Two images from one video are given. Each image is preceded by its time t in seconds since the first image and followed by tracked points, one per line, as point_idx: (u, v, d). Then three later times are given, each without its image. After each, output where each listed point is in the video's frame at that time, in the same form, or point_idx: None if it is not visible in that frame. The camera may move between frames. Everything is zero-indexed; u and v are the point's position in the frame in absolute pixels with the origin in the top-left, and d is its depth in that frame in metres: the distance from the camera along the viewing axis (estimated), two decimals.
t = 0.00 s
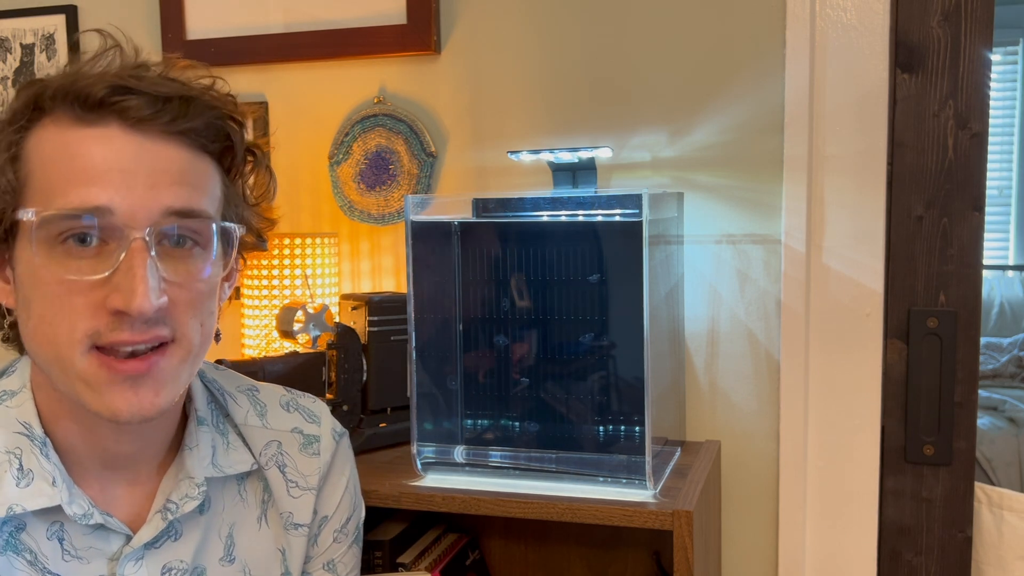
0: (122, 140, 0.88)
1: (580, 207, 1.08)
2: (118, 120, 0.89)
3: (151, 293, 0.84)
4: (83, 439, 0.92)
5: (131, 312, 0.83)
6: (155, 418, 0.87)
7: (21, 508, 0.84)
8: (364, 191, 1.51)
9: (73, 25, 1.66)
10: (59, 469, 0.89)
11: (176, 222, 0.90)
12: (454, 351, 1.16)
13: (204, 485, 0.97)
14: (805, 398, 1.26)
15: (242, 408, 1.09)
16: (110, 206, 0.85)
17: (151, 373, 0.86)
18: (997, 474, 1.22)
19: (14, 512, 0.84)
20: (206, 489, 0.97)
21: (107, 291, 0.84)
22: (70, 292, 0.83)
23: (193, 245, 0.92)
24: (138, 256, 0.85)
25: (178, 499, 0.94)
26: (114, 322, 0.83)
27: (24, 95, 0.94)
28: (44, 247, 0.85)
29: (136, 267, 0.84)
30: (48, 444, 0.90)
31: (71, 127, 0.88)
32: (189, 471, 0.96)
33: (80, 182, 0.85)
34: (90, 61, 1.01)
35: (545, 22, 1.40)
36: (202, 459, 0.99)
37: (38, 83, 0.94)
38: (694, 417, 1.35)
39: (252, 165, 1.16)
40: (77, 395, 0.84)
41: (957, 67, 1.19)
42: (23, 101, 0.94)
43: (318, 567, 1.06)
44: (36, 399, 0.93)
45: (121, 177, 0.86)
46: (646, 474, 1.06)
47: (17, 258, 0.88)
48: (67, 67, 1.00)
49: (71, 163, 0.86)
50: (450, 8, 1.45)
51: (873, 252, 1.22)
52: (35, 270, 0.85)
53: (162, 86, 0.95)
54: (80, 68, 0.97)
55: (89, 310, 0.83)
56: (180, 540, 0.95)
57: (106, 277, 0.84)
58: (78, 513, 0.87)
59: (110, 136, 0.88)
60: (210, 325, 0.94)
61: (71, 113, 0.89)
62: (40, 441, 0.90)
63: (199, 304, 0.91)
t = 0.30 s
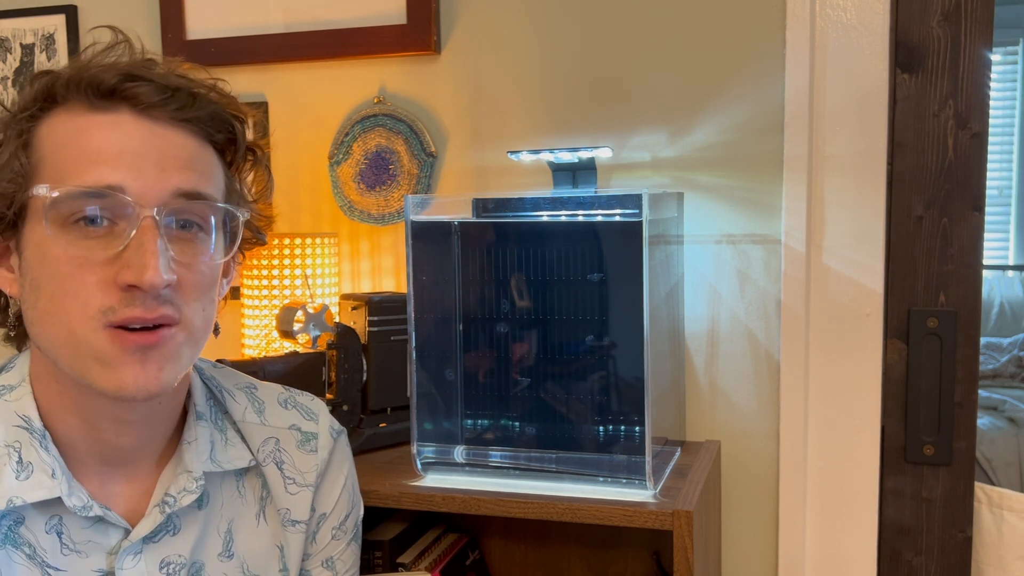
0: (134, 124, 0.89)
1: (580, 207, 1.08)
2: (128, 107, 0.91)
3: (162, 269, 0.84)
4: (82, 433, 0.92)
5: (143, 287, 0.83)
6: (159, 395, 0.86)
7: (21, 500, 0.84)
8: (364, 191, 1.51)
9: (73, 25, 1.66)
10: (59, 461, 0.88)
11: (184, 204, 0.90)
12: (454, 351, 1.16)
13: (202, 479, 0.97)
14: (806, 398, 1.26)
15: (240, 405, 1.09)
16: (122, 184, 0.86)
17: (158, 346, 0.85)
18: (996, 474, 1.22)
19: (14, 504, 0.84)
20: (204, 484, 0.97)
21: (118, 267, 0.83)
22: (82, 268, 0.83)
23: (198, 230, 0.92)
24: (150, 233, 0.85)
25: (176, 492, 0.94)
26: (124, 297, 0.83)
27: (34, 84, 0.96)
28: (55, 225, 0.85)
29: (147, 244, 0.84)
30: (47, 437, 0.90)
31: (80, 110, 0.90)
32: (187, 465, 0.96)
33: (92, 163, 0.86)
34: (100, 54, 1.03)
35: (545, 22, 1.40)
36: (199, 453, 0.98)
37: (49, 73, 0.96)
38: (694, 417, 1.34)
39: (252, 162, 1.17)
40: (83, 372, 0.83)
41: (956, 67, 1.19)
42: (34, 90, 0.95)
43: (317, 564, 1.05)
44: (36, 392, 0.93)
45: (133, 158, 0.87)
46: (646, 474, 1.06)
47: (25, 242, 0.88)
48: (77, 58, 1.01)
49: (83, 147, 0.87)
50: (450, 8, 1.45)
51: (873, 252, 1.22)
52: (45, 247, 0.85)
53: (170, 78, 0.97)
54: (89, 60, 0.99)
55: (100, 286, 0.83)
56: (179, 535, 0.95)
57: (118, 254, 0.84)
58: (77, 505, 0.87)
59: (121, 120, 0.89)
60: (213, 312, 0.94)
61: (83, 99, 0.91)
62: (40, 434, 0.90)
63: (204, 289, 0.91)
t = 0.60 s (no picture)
0: (126, 122, 0.89)
1: (580, 207, 1.08)
2: (121, 105, 0.91)
3: (156, 267, 0.85)
4: (82, 432, 0.92)
5: (135, 285, 0.83)
6: (157, 399, 0.87)
7: (20, 499, 0.84)
8: (364, 191, 1.51)
9: (73, 25, 1.66)
10: (58, 460, 0.89)
11: (179, 202, 0.90)
12: (453, 351, 1.16)
13: (202, 478, 0.97)
14: (806, 398, 1.26)
15: (241, 405, 1.09)
16: (114, 182, 0.86)
17: (155, 351, 0.85)
18: (997, 474, 1.22)
19: (13, 502, 0.84)
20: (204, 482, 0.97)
21: (112, 266, 0.84)
22: (76, 268, 0.83)
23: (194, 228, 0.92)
24: (143, 232, 0.85)
25: (175, 491, 0.94)
26: (119, 297, 0.83)
27: (29, 84, 0.96)
28: (49, 225, 0.85)
29: (140, 243, 0.85)
30: (46, 436, 0.91)
31: (72, 109, 0.90)
32: (187, 464, 0.97)
33: (84, 162, 0.86)
34: (93, 53, 1.03)
35: (545, 22, 1.40)
36: (200, 451, 0.99)
37: (42, 73, 0.96)
38: (695, 417, 1.35)
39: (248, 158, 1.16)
40: (81, 376, 0.83)
41: (956, 67, 1.19)
42: (28, 90, 0.95)
43: (317, 565, 1.05)
44: (35, 391, 0.93)
45: (125, 156, 0.87)
46: (646, 474, 1.06)
47: (21, 243, 0.88)
48: (71, 57, 1.01)
49: (76, 146, 0.87)
50: (450, 8, 1.45)
51: (873, 252, 1.22)
52: (39, 247, 0.85)
53: (163, 75, 0.97)
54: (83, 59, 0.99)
55: (94, 287, 0.83)
56: (178, 533, 0.95)
57: (112, 252, 0.84)
58: (76, 503, 0.87)
59: (113, 118, 0.89)
60: (209, 308, 0.94)
61: (75, 98, 0.91)
62: (39, 433, 0.90)
63: (199, 287, 0.91)
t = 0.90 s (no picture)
0: (129, 122, 0.89)
1: (580, 207, 1.08)
2: (123, 104, 0.91)
3: (163, 269, 0.84)
4: (83, 431, 0.92)
5: (143, 287, 0.83)
6: (164, 391, 0.87)
7: (22, 497, 0.84)
8: (364, 191, 1.51)
9: (73, 25, 1.66)
10: (60, 459, 0.88)
11: (181, 202, 0.90)
12: (454, 351, 1.16)
13: (201, 476, 0.97)
14: (806, 398, 1.26)
15: (241, 402, 1.09)
16: (119, 183, 0.86)
17: (161, 344, 0.85)
18: (997, 474, 1.22)
19: (16, 501, 0.84)
20: (203, 480, 0.97)
21: (118, 268, 0.83)
22: (81, 269, 0.83)
23: (196, 227, 0.92)
24: (148, 233, 0.85)
25: (175, 489, 0.94)
26: (125, 297, 0.83)
27: (27, 83, 0.95)
28: (54, 228, 0.85)
29: (147, 244, 0.84)
30: (48, 434, 0.90)
31: (73, 109, 0.89)
32: (185, 462, 0.96)
33: (86, 161, 0.86)
34: (91, 51, 1.02)
35: (545, 22, 1.40)
36: (198, 449, 0.99)
37: (42, 72, 0.95)
38: (694, 417, 1.34)
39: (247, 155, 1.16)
40: (86, 371, 0.83)
41: (957, 68, 1.19)
42: (27, 89, 0.95)
43: (318, 564, 1.05)
44: (36, 390, 0.93)
45: (129, 157, 0.87)
46: (646, 474, 1.06)
47: (23, 242, 0.88)
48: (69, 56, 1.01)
49: (79, 146, 0.87)
50: (450, 8, 1.45)
51: (873, 252, 1.22)
52: (43, 249, 0.84)
53: (163, 73, 0.97)
54: (82, 57, 0.99)
55: (100, 287, 0.83)
56: (178, 531, 0.95)
57: (117, 254, 0.84)
58: (78, 502, 0.87)
59: (116, 118, 0.89)
60: (214, 304, 0.95)
61: (77, 98, 0.90)
62: (41, 431, 0.90)
63: (205, 285, 0.92)
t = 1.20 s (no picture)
0: (115, 124, 0.89)
1: (580, 207, 1.08)
2: (110, 106, 0.90)
3: (148, 274, 0.84)
4: (83, 433, 0.92)
5: (127, 293, 0.83)
6: (155, 397, 0.87)
7: (23, 499, 0.84)
8: (364, 191, 1.51)
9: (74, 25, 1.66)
10: (61, 460, 0.89)
11: (173, 204, 0.90)
12: (454, 351, 1.16)
13: (203, 479, 0.97)
14: (805, 398, 1.26)
15: (243, 404, 1.09)
16: (104, 188, 0.86)
17: (148, 347, 0.85)
18: (996, 474, 1.22)
19: (17, 503, 0.84)
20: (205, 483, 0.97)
21: (105, 273, 0.83)
22: (68, 275, 0.83)
23: (189, 230, 0.92)
24: (133, 237, 0.85)
25: (177, 492, 0.94)
26: (111, 304, 0.83)
27: (17, 86, 0.95)
28: (42, 233, 0.85)
29: (131, 249, 0.84)
30: (49, 435, 0.91)
31: (61, 111, 0.89)
32: (188, 465, 0.96)
33: (86, 163, 0.86)
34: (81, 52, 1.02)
35: (545, 22, 1.40)
36: (202, 452, 0.99)
37: (31, 73, 0.95)
38: (694, 417, 1.34)
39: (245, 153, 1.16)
40: (77, 380, 0.83)
41: (957, 68, 1.19)
42: (17, 93, 0.95)
43: (318, 565, 1.05)
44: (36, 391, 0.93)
45: (114, 160, 0.87)
46: (646, 474, 1.06)
47: (15, 248, 0.88)
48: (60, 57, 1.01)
49: (67, 149, 0.87)
50: (450, 8, 1.45)
51: (872, 252, 1.22)
52: (33, 255, 0.85)
53: (152, 73, 0.96)
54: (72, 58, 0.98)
55: (86, 293, 0.83)
56: (180, 534, 0.95)
57: (102, 260, 0.84)
58: (80, 503, 0.87)
59: (102, 120, 0.89)
60: (207, 308, 0.94)
61: (64, 100, 0.90)
62: (41, 433, 0.90)
63: (195, 288, 0.91)
